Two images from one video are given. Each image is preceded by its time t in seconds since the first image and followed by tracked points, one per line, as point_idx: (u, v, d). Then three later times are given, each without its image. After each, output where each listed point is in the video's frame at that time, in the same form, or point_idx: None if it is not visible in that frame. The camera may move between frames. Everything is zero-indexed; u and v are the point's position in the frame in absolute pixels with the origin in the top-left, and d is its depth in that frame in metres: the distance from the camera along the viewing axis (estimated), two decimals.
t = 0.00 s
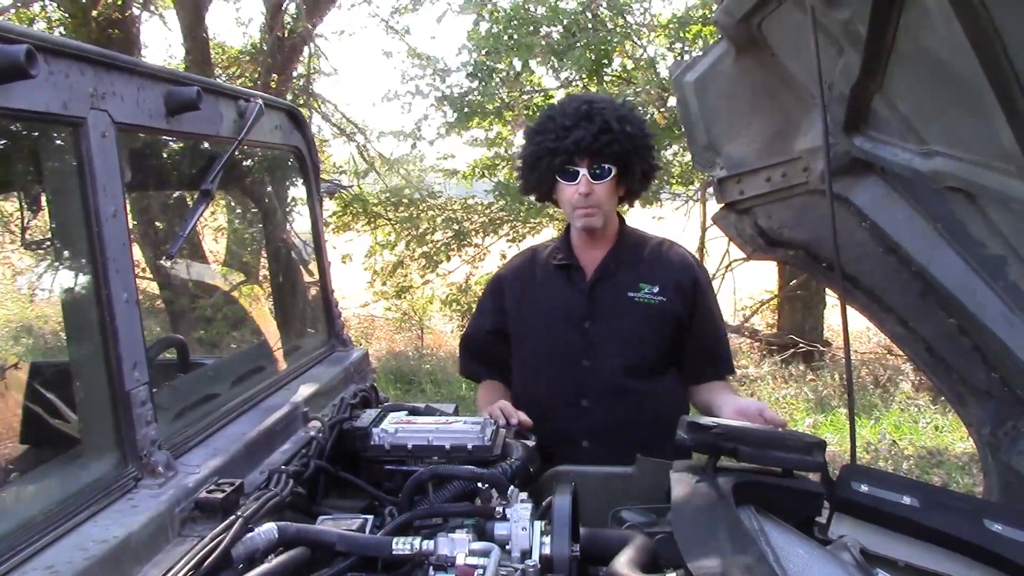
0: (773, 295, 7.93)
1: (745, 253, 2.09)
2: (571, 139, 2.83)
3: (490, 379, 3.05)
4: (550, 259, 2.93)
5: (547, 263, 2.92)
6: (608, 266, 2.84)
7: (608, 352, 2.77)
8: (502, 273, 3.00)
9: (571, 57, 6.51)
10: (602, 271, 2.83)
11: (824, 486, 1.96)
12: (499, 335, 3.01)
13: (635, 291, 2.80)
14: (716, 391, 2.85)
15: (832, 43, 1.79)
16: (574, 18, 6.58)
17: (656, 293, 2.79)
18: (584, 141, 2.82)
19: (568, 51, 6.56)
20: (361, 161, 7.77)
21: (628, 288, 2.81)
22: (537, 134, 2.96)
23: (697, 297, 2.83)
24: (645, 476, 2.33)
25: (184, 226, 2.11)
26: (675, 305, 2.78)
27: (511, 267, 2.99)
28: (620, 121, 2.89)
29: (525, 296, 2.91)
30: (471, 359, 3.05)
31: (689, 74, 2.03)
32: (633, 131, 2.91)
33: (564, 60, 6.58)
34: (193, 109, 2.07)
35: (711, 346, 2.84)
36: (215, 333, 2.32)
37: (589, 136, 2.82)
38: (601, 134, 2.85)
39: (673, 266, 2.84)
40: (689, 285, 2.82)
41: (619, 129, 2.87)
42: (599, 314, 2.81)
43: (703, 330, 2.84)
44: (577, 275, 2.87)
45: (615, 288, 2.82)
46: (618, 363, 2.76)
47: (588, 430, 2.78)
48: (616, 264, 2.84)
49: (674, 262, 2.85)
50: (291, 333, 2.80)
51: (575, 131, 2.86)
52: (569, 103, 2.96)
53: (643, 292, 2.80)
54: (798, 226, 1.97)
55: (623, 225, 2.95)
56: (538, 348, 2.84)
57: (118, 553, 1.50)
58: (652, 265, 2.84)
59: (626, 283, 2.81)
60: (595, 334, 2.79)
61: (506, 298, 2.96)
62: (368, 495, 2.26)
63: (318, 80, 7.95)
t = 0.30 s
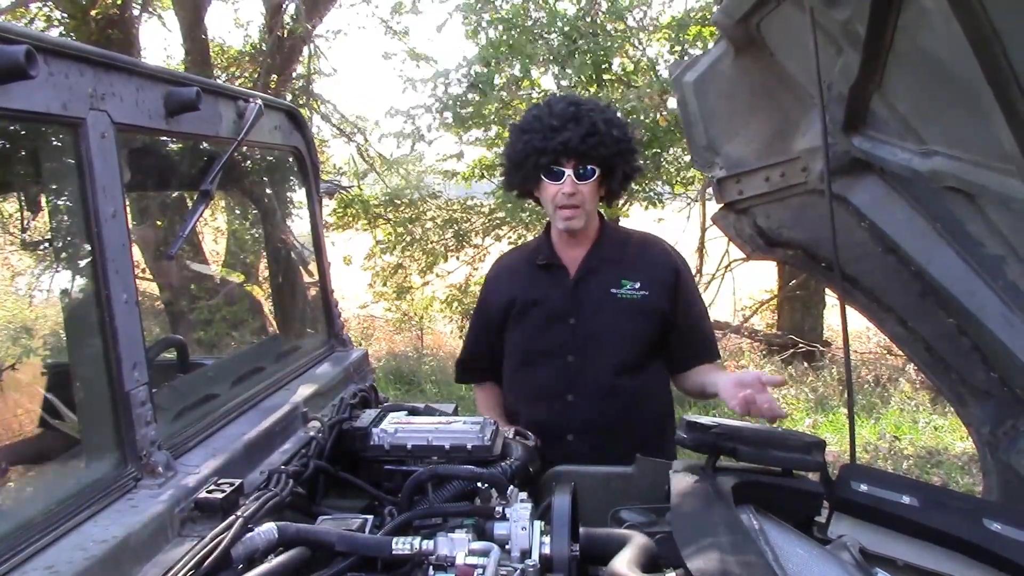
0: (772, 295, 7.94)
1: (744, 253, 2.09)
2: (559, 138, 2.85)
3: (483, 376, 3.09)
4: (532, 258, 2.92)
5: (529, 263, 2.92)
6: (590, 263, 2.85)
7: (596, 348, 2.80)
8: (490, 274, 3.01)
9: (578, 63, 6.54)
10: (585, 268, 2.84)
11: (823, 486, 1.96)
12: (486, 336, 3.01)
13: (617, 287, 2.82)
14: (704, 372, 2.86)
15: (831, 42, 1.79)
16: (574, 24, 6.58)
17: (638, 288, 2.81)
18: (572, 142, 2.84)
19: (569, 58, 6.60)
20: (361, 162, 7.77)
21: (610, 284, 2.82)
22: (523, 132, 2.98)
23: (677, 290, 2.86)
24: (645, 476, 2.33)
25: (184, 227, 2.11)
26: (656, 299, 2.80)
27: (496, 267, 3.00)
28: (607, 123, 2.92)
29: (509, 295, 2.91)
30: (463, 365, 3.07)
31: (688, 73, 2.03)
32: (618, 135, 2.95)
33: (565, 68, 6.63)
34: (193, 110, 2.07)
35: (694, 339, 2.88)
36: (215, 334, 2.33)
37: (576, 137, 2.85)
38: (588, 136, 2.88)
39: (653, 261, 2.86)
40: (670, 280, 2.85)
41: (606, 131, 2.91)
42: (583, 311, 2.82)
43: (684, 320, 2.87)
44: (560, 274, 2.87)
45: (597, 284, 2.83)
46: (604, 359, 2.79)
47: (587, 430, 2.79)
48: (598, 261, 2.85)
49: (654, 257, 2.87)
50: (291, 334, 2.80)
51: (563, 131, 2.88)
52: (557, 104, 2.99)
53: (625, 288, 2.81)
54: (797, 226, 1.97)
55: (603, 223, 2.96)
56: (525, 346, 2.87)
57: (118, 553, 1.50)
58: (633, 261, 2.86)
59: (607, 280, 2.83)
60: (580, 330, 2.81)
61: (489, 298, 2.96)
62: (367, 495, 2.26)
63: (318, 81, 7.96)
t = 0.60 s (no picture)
0: (772, 294, 7.95)
1: (743, 253, 2.09)
2: (547, 150, 2.83)
3: (475, 376, 3.07)
4: (525, 259, 2.91)
5: (523, 263, 2.90)
6: (585, 264, 2.85)
7: (592, 347, 2.81)
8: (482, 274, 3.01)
9: (574, 70, 6.53)
10: (580, 269, 2.85)
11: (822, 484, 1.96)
12: (478, 336, 2.98)
13: (611, 287, 2.83)
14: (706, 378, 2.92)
15: (828, 40, 1.76)
16: (573, 29, 6.60)
17: (632, 288, 2.82)
18: (560, 153, 2.81)
19: (568, 63, 6.61)
20: (360, 163, 7.77)
21: (604, 284, 2.83)
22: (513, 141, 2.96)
23: (671, 288, 2.86)
24: (644, 475, 2.33)
25: (184, 228, 2.11)
26: (650, 297, 2.81)
27: (489, 267, 2.99)
28: (595, 132, 2.89)
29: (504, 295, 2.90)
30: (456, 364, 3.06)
31: (686, 74, 2.01)
32: (607, 142, 2.91)
33: (564, 75, 6.62)
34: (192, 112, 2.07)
35: (690, 340, 2.87)
36: (214, 336, 2.34)
37: (564, 147, 2.81)
38: (577, 145, 2.85)
39: (646, 261, 2.87)
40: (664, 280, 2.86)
41: (594, 140, 2.87)
42: (578, 311, 2.83)
43: (679, 319, 2.86)
44: (556, 274, 2.86)
45: (591, 284, 2.84)
46: (600, 358, 2.80)
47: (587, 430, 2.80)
48: (592, 261, 2.85)
49: (648, 258, 2.88)
50: (290, 335, 2.81)
51: (551, 142, 2.85)
52: (547, 111, 2.96)
53: (618, 288, 2.83)
54: (795, 226, 1.98)
55: (596, 225, 2.97)
56: (521, 346, 2.86)
57: (119, 555, 1.51)
58: (627, 262, 2.87)
59: (601, 279, 2.84)
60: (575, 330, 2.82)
61: (482, 298, 2.95)
62: (367, 495, 2.26)
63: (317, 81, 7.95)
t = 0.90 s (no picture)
0: (771, 294, 7.96)
1: (743, 253, 2.10)
2: (539, 156, 2.81)
3: (477, 374, 3.07)
4: (523, 261, 2.90)
5: (522, 266, 2.90)
6: (584, 266, 2.85)
7: (594, 349, 2.81)
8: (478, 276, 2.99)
9: (570, 70, 6.56)
10: (579, 271, 2.84)
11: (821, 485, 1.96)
12: (478, 336, 2.98)
13: (610, 291, 2.84)
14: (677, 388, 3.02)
15: (825, 41, 1.77)
16: (571, 30, 6.61)
17: (631, 291, 2.84)
18: (552, 160, 2.80)
19: (565, 65, 6.61)
20: (359, 164, 7.78)
21: (604, 288, 2.84)
22: (507, 147, 2.95)
23: (665, 288, 2.90)
24: (644, 476, 2.33)
25: (183, 231, 2.11)
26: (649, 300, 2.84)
27: (485, 270, 2.98)
28: (587, 136, 2.89)
29: (503, 297, 2.90)
30: (457, 364, 3.05)
31: (685, 74, 2.03)
32: (599, 146, 2.90)
33: (562, 76, 6.61)
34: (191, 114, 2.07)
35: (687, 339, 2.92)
36: (214, 338, 2.34)
37: (558, 152, 2.81)
38: (569, 150, 2.85)
39: (642, 262, 2.89)
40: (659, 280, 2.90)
41: (586, 144, 2.87)
42: (579, 314, 2.83)
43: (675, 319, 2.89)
44: (556, 277, 2.85)
45: (591, 287, 2.84)
46: (601, 360, 2.81)
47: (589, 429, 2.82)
48: (591, 263, 2.85)
49: (645, 259, 2.90)
50: (290, 337, 2.81)
51: (543, 148, 2.84)
52: (538, 117, 2.95)
53: (618, 291, 2.84)
54: (793, 227, 1.98)
55: (591, 225, 2.97)
56: (524, 349, 2.87)
57: (120, 556, 1.51)
58: (625, 263, 2.88)
59: (600, 283, 2.84)
60: (577, 334, 2.82)
61: (482, 299, 2.96)
62: (367, 496, 2.27)
63: (316, 82, 7.96)
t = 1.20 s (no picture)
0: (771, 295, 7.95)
1: (743, 254, 2.11)
2: (547, 156, 2.83)
3: (487, 379, 3.11)
4: (524, 264, 2.90)
5: (523, 267, 2.90)
6: (584, 268, 2.85)
7: (596, 350, 2.81)
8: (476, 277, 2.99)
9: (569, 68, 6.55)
10: (580, 272, 2.84)
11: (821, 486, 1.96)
12: (482, 339, 3.00)
13: (611, 292, 2.84)
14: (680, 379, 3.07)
15: (826, 43, 1.79)
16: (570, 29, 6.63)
17: (632, 292, 2.84)
18: (561, 160, 2.82)
19: (563, 64, 6.61)
20: (359, 165, 7.78)
21: (605, 289, 2.84)
22: (512, 148, 2.96)
23: (664, 288, 2.91)
24: (645, 478, 2.33)
25: (184, 232, 2.11)
26: (650, 300, 2.85)
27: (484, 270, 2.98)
28: (594, 137, 2.93)
29: (503, 298, 2.90)
30: (463, 369, 3.08)
31: (686, 75, 2.04)
32: (605, 147, 2.95)
33: (562, 74, 6.66)
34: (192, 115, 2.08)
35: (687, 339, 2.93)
36: (214, 338, 2.35)
37: (565, 153, 2.84)
38: (576, 151, 2.88)
39: (641, 263, 2.90)
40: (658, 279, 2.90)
41: (594, 145, 2.91)
42: (580, 315, 2.83)
43: (675, 318, 2.90)
44: (557, 278, 2.86)
45: (592, 289, 2.84)
46: (602, 362, 2.81)
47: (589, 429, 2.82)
48: (593, 265, 2.85)
49: (644, 260, 2.90)
50: (290, 338, 2.81)
51: (550, 149, 2.86)
52: (543, 117, 2.97)
53: (618, 292, 2.84)
54: (793, 228, 1.98)
55: (591, 226, 2.97)
56: (527, 351, 2.87)
57: (120, 557, 1.51)
58: (624, 264, 2.88)
59: (600, 285, 2.84)
60: (580, 336, 2.81)
61: (483, 299, 2.96)
62: (367, 497, 2.27)
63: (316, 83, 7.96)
